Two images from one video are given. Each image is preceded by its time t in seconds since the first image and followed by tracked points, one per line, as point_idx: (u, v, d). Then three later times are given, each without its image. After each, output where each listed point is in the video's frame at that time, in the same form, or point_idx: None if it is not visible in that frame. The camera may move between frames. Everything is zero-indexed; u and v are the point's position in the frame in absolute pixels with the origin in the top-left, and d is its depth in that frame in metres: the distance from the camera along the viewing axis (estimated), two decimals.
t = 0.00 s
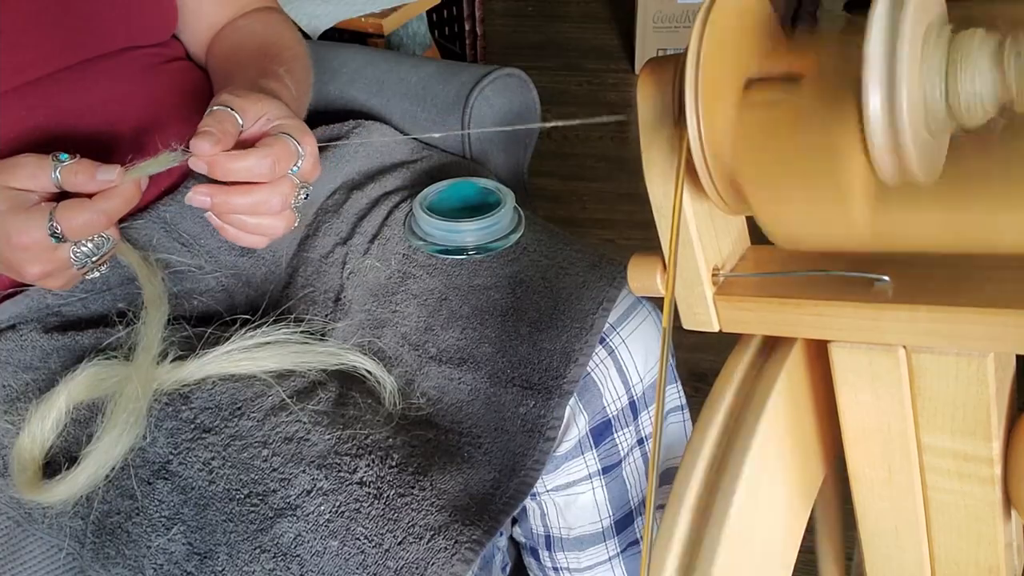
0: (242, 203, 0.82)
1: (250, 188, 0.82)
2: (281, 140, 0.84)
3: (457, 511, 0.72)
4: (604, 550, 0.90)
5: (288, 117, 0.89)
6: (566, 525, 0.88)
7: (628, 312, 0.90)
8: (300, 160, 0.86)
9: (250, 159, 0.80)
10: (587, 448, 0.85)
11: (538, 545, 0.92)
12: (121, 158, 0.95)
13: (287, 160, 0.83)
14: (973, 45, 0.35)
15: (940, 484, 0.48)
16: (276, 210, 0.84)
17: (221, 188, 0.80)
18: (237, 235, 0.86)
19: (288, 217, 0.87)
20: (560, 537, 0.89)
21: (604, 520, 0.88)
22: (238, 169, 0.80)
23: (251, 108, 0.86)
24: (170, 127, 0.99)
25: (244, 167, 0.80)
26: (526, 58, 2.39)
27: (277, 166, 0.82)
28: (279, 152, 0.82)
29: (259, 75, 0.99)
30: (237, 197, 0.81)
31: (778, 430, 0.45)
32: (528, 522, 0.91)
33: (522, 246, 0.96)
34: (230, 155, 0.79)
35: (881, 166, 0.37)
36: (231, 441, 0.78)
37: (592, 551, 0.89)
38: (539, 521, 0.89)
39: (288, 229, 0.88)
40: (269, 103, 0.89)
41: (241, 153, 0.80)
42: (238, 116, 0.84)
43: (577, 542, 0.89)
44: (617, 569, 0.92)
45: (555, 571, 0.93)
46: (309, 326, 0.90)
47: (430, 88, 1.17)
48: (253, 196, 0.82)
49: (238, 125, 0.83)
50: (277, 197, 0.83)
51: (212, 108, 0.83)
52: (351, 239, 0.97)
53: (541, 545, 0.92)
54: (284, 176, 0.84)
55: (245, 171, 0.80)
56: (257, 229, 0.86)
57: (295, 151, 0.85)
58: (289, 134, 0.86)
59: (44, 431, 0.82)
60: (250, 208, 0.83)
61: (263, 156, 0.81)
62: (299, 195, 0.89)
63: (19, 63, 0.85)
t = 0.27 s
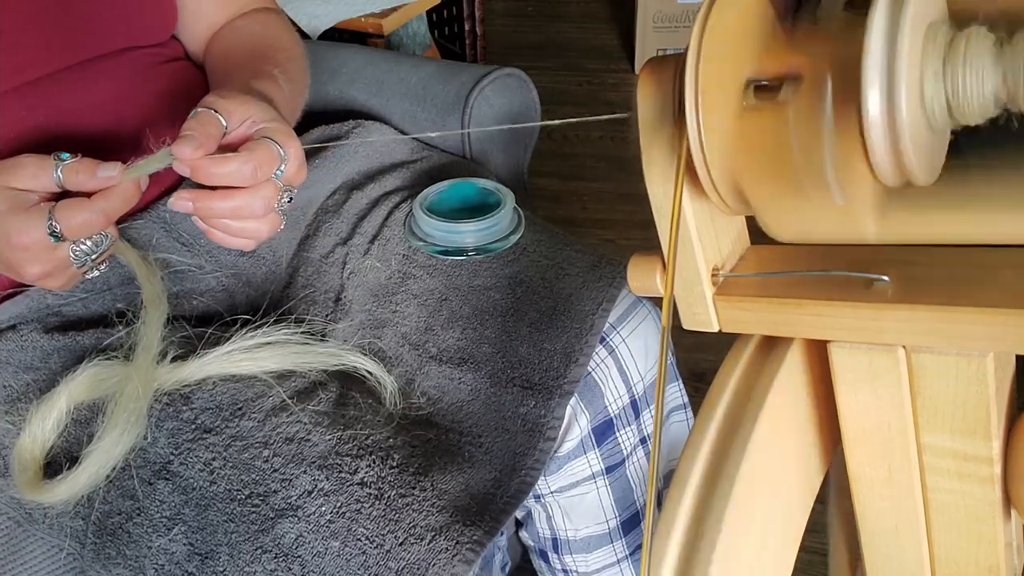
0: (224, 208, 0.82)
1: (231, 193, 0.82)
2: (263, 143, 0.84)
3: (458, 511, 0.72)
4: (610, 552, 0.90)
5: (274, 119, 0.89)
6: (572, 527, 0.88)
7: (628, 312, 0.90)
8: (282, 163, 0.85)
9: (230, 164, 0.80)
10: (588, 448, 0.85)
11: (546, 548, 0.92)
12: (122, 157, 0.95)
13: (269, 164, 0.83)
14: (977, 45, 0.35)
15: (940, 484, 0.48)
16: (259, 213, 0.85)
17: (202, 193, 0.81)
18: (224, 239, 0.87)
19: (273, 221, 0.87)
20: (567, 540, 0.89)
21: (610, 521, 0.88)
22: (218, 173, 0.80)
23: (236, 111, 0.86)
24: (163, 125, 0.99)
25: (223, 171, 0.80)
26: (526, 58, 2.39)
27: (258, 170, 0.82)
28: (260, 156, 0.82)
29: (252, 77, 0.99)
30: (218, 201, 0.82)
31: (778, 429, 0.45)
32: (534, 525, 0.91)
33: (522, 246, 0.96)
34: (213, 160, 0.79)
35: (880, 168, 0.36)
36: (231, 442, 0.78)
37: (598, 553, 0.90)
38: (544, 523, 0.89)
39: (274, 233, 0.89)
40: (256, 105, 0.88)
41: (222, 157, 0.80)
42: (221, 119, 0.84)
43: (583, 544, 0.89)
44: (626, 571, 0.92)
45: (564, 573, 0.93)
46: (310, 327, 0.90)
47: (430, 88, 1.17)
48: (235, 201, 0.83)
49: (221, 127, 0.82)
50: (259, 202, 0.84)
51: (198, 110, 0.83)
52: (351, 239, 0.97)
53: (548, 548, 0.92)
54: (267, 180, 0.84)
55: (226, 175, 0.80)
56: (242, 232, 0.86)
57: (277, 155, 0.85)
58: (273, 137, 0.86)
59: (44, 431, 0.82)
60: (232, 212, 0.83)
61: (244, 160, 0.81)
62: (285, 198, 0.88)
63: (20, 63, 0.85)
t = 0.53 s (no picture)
0: (242, 203, 0.82)
1: (247, 187, 0.82)
2: (273, 131, 0.84)
3: (457, 510, 0.72)
4: (604, 550, 0.90)
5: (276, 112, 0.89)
6: (567, 525, 0.87)
7: (628, 312, 0.90)
8: (293, 151, 0.86)
9: (248, 153, 0.80)
10: (587, 448, 0.85)
11: (540, 546, 0.92)
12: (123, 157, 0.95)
13: (282, 151, 0.83)
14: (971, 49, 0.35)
15: (941, 485, 0.48)
16: (275, 206, 0.85)
17: (218, 190, 0.80)
18: (238, 236, 0.87)
19: (287, 213, 0.87)
20: (560, 537, 0.89)
21: (604, 520, 0.88)
22: (237, 165, 0.79)
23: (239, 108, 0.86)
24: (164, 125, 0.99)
25: (241, 162, 0.79)
26: (526, 58, 2.39)
27: (274, 157, 0.82)
28: (274, 144, 0.82)
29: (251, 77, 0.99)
30: (236, 197, 0.81)
31: (778, 430, 0.45)
32: (528, 522, 0.91)
33: (522, 246, 0.96)
34: (228, 152, 0.79)
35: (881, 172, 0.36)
36: (230, 441, 0.78)
37: (592, 551, 0.90)
38: (539, 520, 0.89)
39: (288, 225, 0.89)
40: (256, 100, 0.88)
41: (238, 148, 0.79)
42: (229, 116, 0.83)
43: (577, 542, 0.89)
44: (618, 569, 0.92)
45: (556, 571, 0.93)
46: (309, 326, 0.90)
47: (430, 88, 1.17)
48: (251, 195, 0.82)
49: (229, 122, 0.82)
50: (275, 193, 0.84)
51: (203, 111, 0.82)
52: (351, 239, 0.97)
53: (542, 546, 0.91)
54: (280, 170, 0.84)
55: (243, 167, 0.80)
56: (257, 227, 0.86)
57: (288, 143, 0.85)
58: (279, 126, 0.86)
59: (44, 431, 0.82)
60: (250, 207, 0.83)
61: (260, 150, 0.81)
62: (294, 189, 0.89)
63: (20, 64, 0.85)
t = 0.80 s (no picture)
0: (215, 204, 0.82)
1: (223, 189, 0.82)
2: (258, 143, 0.84)
3: (458, 510, 0.72)
4: (610, 552, 0.90)
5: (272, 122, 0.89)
6: (572, 526, 0.87)
7: (628, 312, 0.90)
8: (277, 165, 0.86)
9: (226, 161, 0.79)
10: (588, 448, 0.85)
11: (546, 548, 0.92)
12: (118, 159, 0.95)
13: (263, 164, 0.83)
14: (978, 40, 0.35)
15: (941, 484, 0.48)
16: (247, 212, 0.85)
17: (194, 188, 0.80)
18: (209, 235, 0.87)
19: (261, 221, 0.87)
20: (567, 539, 0.89)
21: (609, 521, 0.88)
22: (214, 172, 0.79)
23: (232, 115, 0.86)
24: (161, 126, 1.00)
25: (218, 170, 0.79)
26: (526, 58, 2.39)
27: (252, 170, 0.82)
28: (255, 157, 0.82)
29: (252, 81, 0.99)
30: (211, 197, 0.81)
31: (778, 429, 0.45)
32: (534, 525, 0.91)
33: (522, 246, 0.96)
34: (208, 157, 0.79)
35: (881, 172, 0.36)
36: (231, 441, 0.78)
37: (598, 553, 0.90)
38: (544, 522, 0.89)
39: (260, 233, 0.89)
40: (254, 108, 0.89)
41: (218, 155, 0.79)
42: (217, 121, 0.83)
43: (583, 543, 0.89)
44: (626, 570, 0.92)
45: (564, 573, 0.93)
46: (309, 327, 0.90)
47: (430, 88, 1.17)
48: (226, 198, 0.82)
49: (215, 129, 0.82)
50: (249, 200, 0.84)
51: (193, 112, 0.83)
52: (351, 239, 0.97)
53: (548, 547, 0.92)
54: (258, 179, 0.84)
55: (220, 175, 0.80)
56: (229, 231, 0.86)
57: (272, 156, 0.85)
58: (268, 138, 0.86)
59: (44, 431, 0.82)
60: (222, 209, 0.83)
61: (240, 160, 0.81)
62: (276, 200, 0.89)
63: (23, 64, 0.84)
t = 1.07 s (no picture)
0: (226, 207, 0.81)
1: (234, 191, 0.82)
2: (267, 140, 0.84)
3: (457, 509, 0.72)
4: (604, 550, 0.90)
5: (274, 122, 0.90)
6: (567, 525, 0.87)
7: (628, 312, 0.90)
8: (285, 161, 0.86)
9: (239, 156, 0.80)
10: (587, 448, 0.85)
11: (540, 546, 0.92)
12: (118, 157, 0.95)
13: (273, 160, 0.83)
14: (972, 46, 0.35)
15: (941, 484, 0.48)
16: (259, 213, 0.84)
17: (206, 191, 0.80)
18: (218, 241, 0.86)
19: (270, 223, 0.86)
20: (561, 537, 0.89)
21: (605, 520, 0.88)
22: (225, 167, 0.79)
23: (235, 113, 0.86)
24: (161, 125, 1.00)
25: (229, 166, 0.79)
26: (526, 58, 2.39)
27: (263, 164, 0.82)
28: (265, 151, 0.82)
29: (251, 82, 0.99)
30: (223, 200, 0.81)
31: (778, 429, 0.45)
32: (529, 522, 0.91)
33: (522, 246, 0.96)
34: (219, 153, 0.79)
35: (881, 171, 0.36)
36: (230, 440, 0.78)
37: (592, 551, 0.90)
38: (540, 521, 0.89)
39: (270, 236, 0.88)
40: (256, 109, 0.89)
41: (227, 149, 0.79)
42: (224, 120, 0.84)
43: (578, 542, 0.89)
44: (618, 569, 0.92)
45: (558, 571, 0.93)
46: (309, 326, 0.90)
47: (430, 88, 1.17)
48: (237, 200, 0.82)
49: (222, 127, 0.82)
50: (260, 201, 0.84)
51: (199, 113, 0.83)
52: (350, 239, 0.97)
53: (542, 546, 0.91)
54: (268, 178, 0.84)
55: (230, 170, 0.79)
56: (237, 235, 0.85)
57: (280, 153, 0.85)
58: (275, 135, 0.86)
59: (43, 431, 0.82)
60: (234, 211, 0.82)
61: (249, 155, 0.80)
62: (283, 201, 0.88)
63: (23, 64, 0.84)
